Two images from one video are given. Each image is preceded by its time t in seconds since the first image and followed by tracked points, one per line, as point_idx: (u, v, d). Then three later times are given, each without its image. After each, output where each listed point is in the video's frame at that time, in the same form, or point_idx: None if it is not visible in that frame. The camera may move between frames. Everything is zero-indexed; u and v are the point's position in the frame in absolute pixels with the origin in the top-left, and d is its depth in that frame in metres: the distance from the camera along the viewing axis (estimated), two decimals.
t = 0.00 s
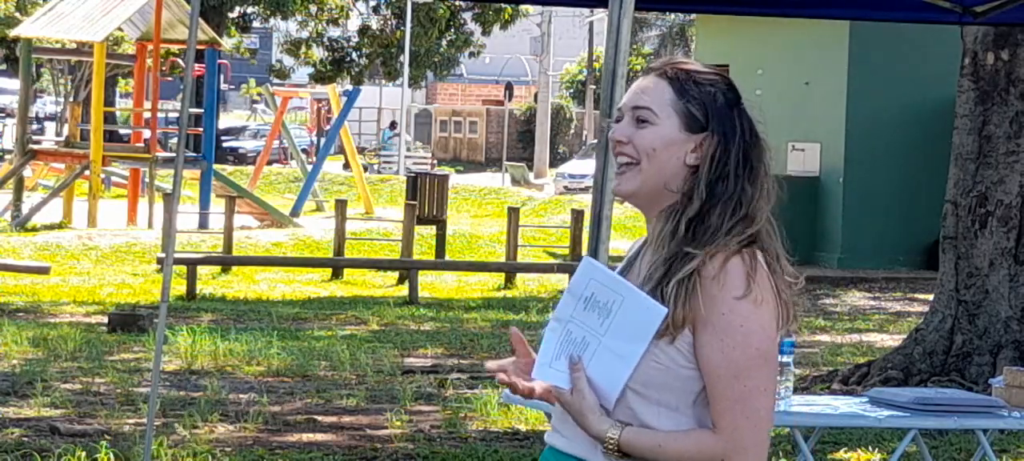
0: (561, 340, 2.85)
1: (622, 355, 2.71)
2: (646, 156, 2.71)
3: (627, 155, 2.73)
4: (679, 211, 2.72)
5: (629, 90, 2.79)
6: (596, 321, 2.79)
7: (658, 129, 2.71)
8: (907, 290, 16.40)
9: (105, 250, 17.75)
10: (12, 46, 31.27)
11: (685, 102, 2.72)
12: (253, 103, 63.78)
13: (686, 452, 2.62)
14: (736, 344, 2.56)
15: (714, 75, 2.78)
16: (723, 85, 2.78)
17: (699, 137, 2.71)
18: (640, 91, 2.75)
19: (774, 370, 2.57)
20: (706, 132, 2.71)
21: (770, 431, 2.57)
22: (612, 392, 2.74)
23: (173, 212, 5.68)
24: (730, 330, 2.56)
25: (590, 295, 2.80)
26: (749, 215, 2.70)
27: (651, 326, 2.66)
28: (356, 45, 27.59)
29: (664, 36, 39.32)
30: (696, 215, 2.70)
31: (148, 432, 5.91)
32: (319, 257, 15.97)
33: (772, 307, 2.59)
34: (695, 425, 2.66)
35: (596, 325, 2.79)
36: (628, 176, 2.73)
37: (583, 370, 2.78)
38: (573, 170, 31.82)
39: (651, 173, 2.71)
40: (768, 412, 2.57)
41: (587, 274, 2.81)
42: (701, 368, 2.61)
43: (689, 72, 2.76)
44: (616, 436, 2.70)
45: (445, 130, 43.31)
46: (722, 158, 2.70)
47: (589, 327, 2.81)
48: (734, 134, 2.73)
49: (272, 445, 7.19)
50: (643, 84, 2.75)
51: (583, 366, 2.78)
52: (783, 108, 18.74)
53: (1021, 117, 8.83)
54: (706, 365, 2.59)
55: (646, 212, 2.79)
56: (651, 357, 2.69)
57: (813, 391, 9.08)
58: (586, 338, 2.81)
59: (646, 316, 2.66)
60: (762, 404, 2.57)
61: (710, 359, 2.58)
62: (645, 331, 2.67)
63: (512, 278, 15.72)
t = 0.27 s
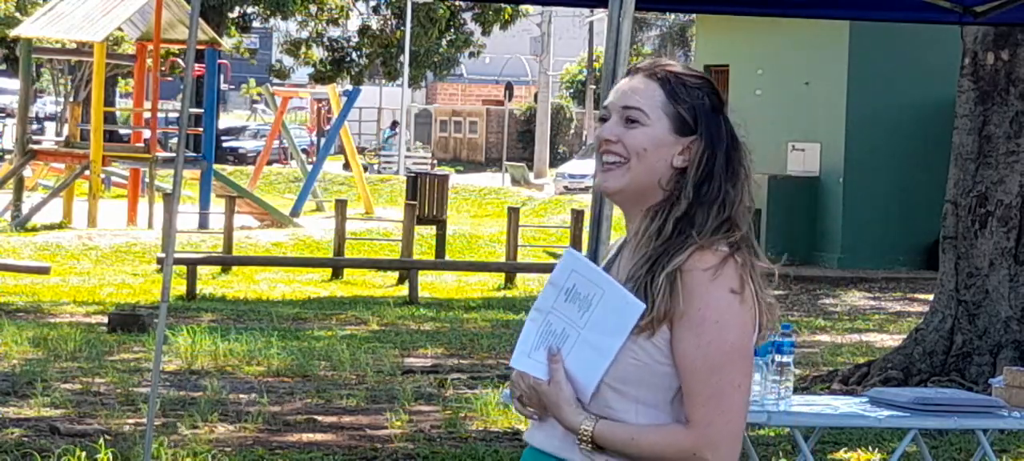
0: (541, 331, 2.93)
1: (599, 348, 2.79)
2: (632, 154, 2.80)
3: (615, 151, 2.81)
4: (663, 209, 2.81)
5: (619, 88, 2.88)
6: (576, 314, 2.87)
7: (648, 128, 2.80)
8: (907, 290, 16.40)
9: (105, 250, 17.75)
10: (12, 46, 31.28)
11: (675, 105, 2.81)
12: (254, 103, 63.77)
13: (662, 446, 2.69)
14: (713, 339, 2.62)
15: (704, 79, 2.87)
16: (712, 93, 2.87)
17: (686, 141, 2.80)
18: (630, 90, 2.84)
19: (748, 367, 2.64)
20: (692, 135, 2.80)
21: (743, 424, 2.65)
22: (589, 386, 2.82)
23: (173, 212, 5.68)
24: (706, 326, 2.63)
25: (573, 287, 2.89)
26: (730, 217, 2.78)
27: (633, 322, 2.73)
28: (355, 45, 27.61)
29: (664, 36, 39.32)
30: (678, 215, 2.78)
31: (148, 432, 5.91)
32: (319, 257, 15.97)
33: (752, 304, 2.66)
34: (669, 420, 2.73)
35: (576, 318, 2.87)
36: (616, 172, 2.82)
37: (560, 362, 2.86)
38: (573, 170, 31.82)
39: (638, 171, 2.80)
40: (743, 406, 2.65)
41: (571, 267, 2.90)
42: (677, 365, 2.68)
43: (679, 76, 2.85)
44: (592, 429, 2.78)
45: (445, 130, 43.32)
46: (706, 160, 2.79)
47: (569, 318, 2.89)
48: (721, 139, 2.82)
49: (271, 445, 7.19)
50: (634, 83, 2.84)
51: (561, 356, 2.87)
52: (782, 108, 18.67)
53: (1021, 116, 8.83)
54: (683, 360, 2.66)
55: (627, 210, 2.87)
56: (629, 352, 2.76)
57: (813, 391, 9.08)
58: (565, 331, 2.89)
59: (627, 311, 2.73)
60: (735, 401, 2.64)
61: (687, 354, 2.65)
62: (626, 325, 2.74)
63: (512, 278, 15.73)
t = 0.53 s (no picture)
0: (505, 332, 3.04)
1: (567, 350, 2.91)
2: (596, 151, 2.95)
3: (576, 147, 2.96)
4: (621, 208, 2.97)
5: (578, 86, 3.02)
6: (541, 316, 2.98)
7: (610, 127, 2.96)
8: (907, 290, 16.41)
9: (105, 250, 17.76)
10: (12, 46, 31.29)
11: (637, 106, 2.97)
12: (253, 103, 63.75)
13: (628, 441, 2.84)
14: (679, 335, 2.80)
15: (659, 82, 3.03)
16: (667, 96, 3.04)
17: (646, 143, 2.97)
18: (591, 89, 2.99)
19: (710, 362, 2.83)
20: (653, 138, 2.97)
21: (707, 417, 2.83)
22: (555, 387, 2.94)
23: (173, 212, 5.68)
24: (672, 322, 2.81)
25: (537, 286, 2.99)
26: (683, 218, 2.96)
27: (599, 319, 2.87)
28: (356, 45, 27.62)
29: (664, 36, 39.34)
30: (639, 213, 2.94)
31: (149, 433, 5.91)
32: (318, 257, 15.97)
33: (711, 302, 2.85)
34: (632, 415, 2.88)
35: (542, 318, 2.98)
36: (575, 168, 2.96)
37: (524, 363, 2.97)
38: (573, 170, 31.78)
39: (598, 170, 2.95)
40: (707, 400, 2.83)
41: (537, 267, 3.00)
42: (642, 361, 2.84)
43: (637, 78, 3.01)
44: (558, 427, 2.91)
45: (445, 130, 43.31)
46: (664, 162, 2.96)
47: (534, 319, 3.00)
48: (676, 140, 2.99)
49: (271, 445, 7.19)
50: (596, 83, 2.99)
51: (526, 359, 2.98)
52: (781, 108, 18.62)
53: (1021, 117, 8.84)
54: (649, 356, 2.82)
55: (583, 206, 3.02)
56: (593, 350, 2.90)
57: (813, 391, 9.08)
58: (530, 331, 3.00)
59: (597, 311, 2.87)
60: (699, 393, 2.82)
61: (653, 349, 2.81)
62: (593, 324, 2.88)
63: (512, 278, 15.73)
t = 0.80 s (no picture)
0: (441, 326, 3.19)
1: (500, 342, 3.07)
2: (529, 149, 3.11)
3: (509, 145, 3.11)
4: (549, 205, 3.12)
5: (514, 87, 3.18)
6: (475, 309, 3.14)
7: (543, 126, 3.12)
8: (907, 290, 16.42)
9: (105, 250, 17.76)
10: (11, 46, 31.28)
11: (569, 108, 3.14)
12: (253, 103, 63.71)
13: (561, 431, 3.01)
14: (607, 327, 2.96)
15: (590, 85, 3.20)
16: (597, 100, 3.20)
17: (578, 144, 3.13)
18: (526, 88, 3.15)
19: (637, 353, 2.98)
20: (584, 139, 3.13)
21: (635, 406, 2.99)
22: (487, 378, 3.09)
23: (174, 212, 5.68)
24: (600, 314, 2.96)
25: (473, 281, 3.15)
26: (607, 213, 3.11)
27: (531, 312, 3.02)
28: (355, 45, 27.64)
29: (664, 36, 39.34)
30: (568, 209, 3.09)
31: (149, 433, 5.91)
32: (318, 257, 15.97)
33: (637, 295, 3.01)
34: (560, 406, 3.05)
35: (476, 312, 3.13)
36: (508, 165, 3.11)
37: (458, 356, 3.12)
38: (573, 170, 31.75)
39: (530, 167, 3.11)
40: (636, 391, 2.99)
41: (473, 261, 3.16)
42: (570, 354, 3.00)
43: (569, 79, 3.17)
44: (491, 417, 3.06)
45: (445, 130, 43.29)
46: (592, 162, 3.13)
47: (469, 313, 3.16)
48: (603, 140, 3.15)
49: (272, 445, 7.19)
50: (531, 85, 3.15)
51: (459, 351, 3.13)
52: (780, 108, 18.62)
53: (1021, 117, 8.85)
54: (578, 347, 2.98)
55: (513, 203, 3.17)
56: (525, 342, 3.05)
57: (813, 391, 9.09)
58: (464, 325, 3.16)
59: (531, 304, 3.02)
60: (627, 384, 2.98)
61: (582, 340, 2.97)
62: (526, 316, 3.03)
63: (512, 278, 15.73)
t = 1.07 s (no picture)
0: (390, 309, 3.22)
1: (449, 327, 3.10)
2: (472, 139, 3.14)
3: (452, 134, 3.14)
4: (491, 197, 3.16)
5: (457, 76, 3.21)
6: (425, 292, 3.17)
7: (487, 117, 3.15)
8: (907, 290, 16.39)
9: (104, 250, 17.74)
10: (11, 46, 31.27)
11: (512, 99, 3.17)
12: (253, 103, 63.71)
13: (505, 419, 3.05)
14: (552, 319, 3.01)
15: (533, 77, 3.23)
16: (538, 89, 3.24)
17: (520, 134, 3.16)
18: (470, 79, 3.18)
19: (581, 345, 3.04)
20: (526, 130, 3.16)
21: (579, 397, 3.05)
22: (435, 362, 3.12)
23: (172, 212, 5.66)
24: (545, 305, 3.01)
25: (426, 267, 3.18)
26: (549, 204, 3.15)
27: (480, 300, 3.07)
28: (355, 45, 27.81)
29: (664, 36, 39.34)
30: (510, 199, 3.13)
31: (147, 434, 5.89)
32: (318, 257, 15.95)
33: (580, 288, 3.06)
34: (505, 394, 3.09)
35: (427, 295, 3.17)
36: (451, 152, 3.14)
37: (406, 338, 3.15)
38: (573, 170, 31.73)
39: (473, 156, 3.13)
40: (578, 382, 3.05)
41: (428, 246, 3.19)
42: (516, 343, 3.05)
43: (511, 71, 3.21)
44: (436, 401, 3.09)
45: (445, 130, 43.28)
46: (535, 154, 3.16)
47: (419, 296, 3.19)
48: (546, 132, 3.18)
49: (271, 445, 7.17)
50: (474, 75, 3.18)
51: (407, 331, 3.16)
52: (781, 108, 18.59)
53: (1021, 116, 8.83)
54: (523, 338, 3.03)
55: (455, 192, 3.21)
56: (473, 330, 3.09)
57: (813, 391, 9.08)
58: (413, 308, 3.19)
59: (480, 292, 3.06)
60: (570, 374, 3.04)
61: (528, 330, 3.02)
62: (476, 305, 3.06)
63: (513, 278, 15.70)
